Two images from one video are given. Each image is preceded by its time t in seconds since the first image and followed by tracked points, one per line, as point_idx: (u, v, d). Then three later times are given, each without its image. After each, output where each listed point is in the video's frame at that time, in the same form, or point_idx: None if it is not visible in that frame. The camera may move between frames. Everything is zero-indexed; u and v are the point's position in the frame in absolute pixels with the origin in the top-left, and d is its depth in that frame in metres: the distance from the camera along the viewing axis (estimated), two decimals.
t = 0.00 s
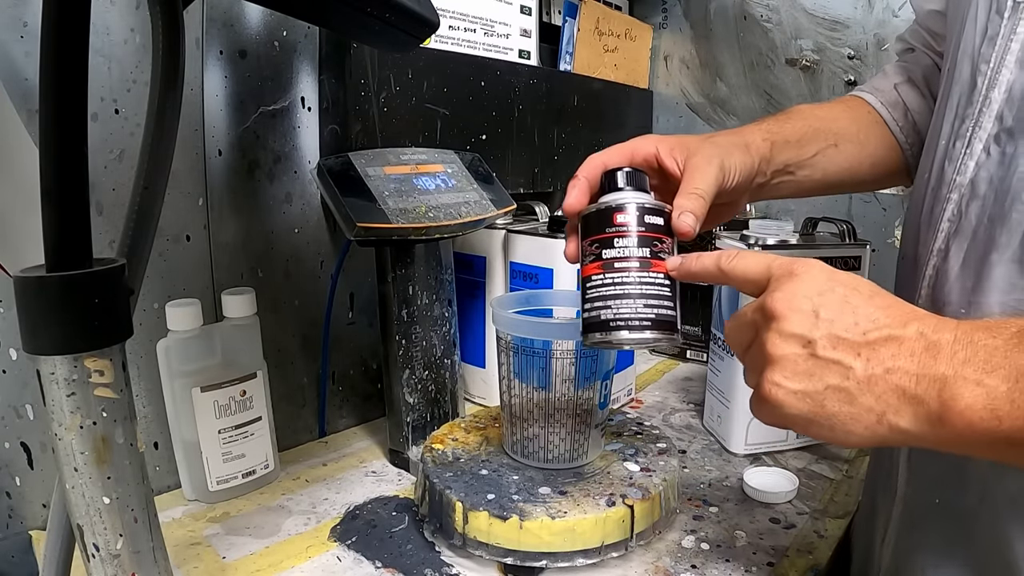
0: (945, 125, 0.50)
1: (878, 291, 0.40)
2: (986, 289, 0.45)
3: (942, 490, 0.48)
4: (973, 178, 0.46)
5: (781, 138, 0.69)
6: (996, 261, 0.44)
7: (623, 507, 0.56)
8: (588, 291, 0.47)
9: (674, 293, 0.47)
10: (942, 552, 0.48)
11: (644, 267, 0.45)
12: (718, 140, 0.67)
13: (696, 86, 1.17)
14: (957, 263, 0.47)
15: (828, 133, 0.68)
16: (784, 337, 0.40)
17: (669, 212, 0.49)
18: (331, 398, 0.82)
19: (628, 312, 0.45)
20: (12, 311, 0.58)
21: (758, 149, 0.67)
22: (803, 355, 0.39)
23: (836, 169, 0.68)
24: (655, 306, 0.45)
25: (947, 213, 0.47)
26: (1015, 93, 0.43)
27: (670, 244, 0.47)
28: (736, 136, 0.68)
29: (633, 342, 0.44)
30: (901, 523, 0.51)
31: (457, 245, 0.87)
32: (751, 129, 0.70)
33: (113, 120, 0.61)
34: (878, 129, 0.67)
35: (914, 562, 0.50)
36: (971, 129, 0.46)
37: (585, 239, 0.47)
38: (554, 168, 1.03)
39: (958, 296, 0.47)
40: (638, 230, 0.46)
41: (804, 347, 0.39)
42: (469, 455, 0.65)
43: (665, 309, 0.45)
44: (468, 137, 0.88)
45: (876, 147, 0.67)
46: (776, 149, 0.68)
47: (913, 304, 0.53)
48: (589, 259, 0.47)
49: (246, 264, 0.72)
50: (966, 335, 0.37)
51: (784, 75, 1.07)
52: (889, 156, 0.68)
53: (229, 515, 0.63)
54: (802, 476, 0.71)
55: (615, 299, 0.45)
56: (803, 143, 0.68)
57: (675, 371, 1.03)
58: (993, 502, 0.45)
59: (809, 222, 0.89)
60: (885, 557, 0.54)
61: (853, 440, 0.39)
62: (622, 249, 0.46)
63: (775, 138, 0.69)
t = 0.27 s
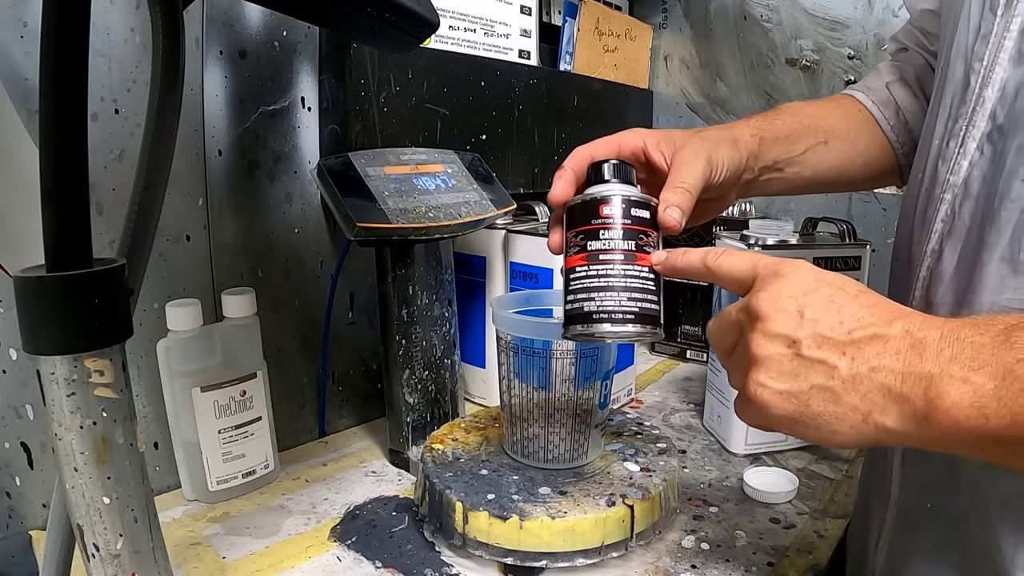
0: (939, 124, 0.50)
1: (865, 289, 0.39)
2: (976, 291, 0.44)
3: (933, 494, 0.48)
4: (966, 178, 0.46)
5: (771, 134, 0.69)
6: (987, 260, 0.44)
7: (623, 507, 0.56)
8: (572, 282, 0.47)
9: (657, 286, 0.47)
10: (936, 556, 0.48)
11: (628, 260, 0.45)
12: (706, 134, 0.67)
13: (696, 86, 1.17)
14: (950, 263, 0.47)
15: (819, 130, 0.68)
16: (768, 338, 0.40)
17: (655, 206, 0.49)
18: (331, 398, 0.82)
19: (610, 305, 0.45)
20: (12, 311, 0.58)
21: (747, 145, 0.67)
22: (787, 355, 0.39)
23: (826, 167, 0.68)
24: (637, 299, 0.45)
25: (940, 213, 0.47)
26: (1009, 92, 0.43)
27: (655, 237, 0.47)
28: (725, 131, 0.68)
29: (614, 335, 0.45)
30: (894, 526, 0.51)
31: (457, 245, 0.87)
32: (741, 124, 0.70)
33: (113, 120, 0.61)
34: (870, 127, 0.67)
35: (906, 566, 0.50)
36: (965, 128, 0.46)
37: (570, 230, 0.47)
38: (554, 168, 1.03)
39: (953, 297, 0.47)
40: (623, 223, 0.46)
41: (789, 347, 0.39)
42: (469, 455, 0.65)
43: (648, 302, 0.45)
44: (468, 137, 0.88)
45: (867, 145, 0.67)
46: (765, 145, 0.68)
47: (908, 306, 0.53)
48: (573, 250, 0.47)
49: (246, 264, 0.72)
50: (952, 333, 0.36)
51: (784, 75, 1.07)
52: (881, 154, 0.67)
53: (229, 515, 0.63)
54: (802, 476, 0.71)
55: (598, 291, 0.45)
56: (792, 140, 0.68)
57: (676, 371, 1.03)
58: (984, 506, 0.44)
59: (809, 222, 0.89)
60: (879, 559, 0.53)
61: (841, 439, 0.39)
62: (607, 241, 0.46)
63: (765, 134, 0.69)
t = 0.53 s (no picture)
0: (931, 124, 0.49)
1: (845, 307, 0.38)
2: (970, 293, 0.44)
3: (928, 498, 0.48)
4: (959, 179, 0.46)
5: (767, 135, 0.69)
6: (980, 261, 0.43)
7: (623, 507, 0.56)
8: (570, 285, 0.47)
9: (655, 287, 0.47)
10: (931, 559, 0.48)
11: (627, 265, 0.45)
12: (705, 134, 0.67)
13: (696, 86, 1.17)
14: (943, 265, 0.47)
15: (815, 130, 0.68)
16: (751, 359, 0.37)
17: (654, 208, 0.48)
18: (331, 398, 0.82)
19: (609, 309, 0.45)
20: (12, 311, 0.58)
21: (744, 145, 0.67)
22: (774, 377, 0.36)
23: (822, 167, 0.68)
24: (636, 303, 0.45)
25: (932, 214, 0.47)
26: (1002, 92, 0.44)
27: (654, 239, 0.47)
28: (721, 131, 0.68)
29: (614, 338, 0.45)
30: (888, 530, 0.51)
31: (457, 245, 0.87)
32: (737, 125, 0.70)
33: (113, 120, 0.61)
34: (866, 128, 0.67)
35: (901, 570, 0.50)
36: (958, 129, 0.46)
37: (569, 232, 0.47)
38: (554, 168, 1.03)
39: (946, 299, 0.47)
40: (623, 227, 0.46)
41: (775, 369, 0.36)
42: (469, 455, 0.65)
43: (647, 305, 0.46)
44: (468, 137, 0.88)
45: (863, 145, 0.67)
46: (761, 145, 0.68)
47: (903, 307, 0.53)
48: (571, 253, 0.47)
49: (246, 264, 0.72)
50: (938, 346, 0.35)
51: (784, 75, 1.07)
52: (878, 154, 0.68)
53: (229, 515, 0.63)
54: (802, 476, 0.71)
55: (597, 295, 0.45)
56: (788, 141, 0.68)
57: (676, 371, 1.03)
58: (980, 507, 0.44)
59: (809, 222, 0.89)
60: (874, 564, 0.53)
61: (831, 463, 0.36)
62: (606, 245, 0.45)
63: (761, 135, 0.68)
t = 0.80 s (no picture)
0: (927, 124, 0.50)
1: (835, 309, 0.38)
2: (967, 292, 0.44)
3: (923, 499, 0.48)
4: (955, 178, 0.46)
5: (766, 135, 0.69)
6: (976, 261, 0.43)
7: (623, 507, 0.56)
8: (568, 290, 0.47)
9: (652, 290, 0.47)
10: (927, 560, 0.48)
11: (624, 269, 0.45)
12: (703, 135, 0.67)
13: (696, 86, 1.17)
14: (939, 265, 0.47)
15: (814, 131, 0.68)
16: (739, 362, 0.37)
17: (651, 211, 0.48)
18: (331, 398, 0.82)
19: (607, 314, 0.45)
20: (12, 311, 0.58)
21: (743, 146, 0.67)
22: (762, 380, 0.37)
23: (820, 168, 0.68)
24: (634, 307, 0.45)
25: (928, 214, 0.47)
26: (997, 91, 0.43)
27: (651, 243, 0.47)
28: (719, 131, 0.68)
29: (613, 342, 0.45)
30: (885, 531, 0.51)
31: (457, 245, 0.87)
32: (736, 124, 0.69)
33: (113, 120, 0.61)
34: (864, 128, 0.67)
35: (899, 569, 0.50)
36: (953, 128, 0.46)
37: (565, 236, 0.47)
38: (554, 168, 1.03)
39: (943, 299, 0.47)
40: (619, 231, 0.46)
41: (763, 371, 0.36)
42: (469, 455, 0.65)
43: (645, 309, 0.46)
44: (468, 137, 0.88)
45: (861, 145, 0.67)
46: (760, 145, 0.68)
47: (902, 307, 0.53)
48: (569, 257, 0.47)
49: (246, 264, 0.72)
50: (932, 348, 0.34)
51: (784, 75, 1.07)
52: (876, 154, 0.68)
53: (229, 515, 0.63)
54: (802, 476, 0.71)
55: (595, 299, 0.45)
56: (787, 141, 0.69)
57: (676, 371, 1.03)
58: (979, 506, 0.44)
59: (809, 222, 0.89)
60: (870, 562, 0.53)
61: (822, 466, 0.36)
62: (603, 250, 0.46)
63: (760, 135, 0.68)
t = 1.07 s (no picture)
0: (927, 125, 0.50)
1: (836, 312, 0.38)
2: (967, 292, 0.44)
3: (923, 501, 0.48)
4: (955, 178, 0.46)
5: (767, 139, 0.69)
6: (975, 261, 0.43)
7: (623, 507, 0.56)
8: (570, 295, 0.47)
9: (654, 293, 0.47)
10: (925, 562, 0.48)
11: (626, 274, 0.45)
12: (704, 138, 0.67)
13: (696, 86, 1.17)
14: (939, 264, 0.47)
15: (815, 134, 0.68)
16: (740, 365, 0.37)
17: (653, 215, 0.48)
18: (332, 398, 0.82)
19: (609, 318, 0.45)
20: (11, 311, 0.58)
21: (744, 149, 0.67)
22: (763, 383, 0.37)
23: (822, 171, 0.69)
24: (636, 312, 0.45)
25: (929, 214, 0.47)
26: (996, 91, 0.43)
27: (653, 247, 0.47)
28: (720, 134, 0.68)
29: (615, 345, 0.46)
30: (884, 532, 0.52)
31: (457, 245, 0.87)
32: (736, 128, 0.70)
33: (113, 120, 0.61)
34: (866, 131, 0.67)
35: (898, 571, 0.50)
36: (954, 128, 0.46)
37: (567, 241, 0.47)
38: (554, 168, 1.03)
39: (942, 299, 0.46)
40: (621, 236, 0.46)
41: (763, 374, 0.37)
42: (469, 455, 0.65)
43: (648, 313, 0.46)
44: (468, 137, 0.88)
45: (862, 148, 0.67)
46: (761, 149, 0.68)
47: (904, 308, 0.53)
48: (571, 262, 0.47)
49: (246, 264, 0.72)
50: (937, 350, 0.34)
51: (784, 75, 1.07)
52: (876, 157, 0.68)
53: (229, 515, 0.63)
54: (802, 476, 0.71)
55: (597, 304, 0.45)
56: (788, 144, 0.69)
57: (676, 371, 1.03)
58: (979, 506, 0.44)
59: (809, 222, 0.89)
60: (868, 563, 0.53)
61: (823, 469, 0.36)
62: (604, 255, 0.45)
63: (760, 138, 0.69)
